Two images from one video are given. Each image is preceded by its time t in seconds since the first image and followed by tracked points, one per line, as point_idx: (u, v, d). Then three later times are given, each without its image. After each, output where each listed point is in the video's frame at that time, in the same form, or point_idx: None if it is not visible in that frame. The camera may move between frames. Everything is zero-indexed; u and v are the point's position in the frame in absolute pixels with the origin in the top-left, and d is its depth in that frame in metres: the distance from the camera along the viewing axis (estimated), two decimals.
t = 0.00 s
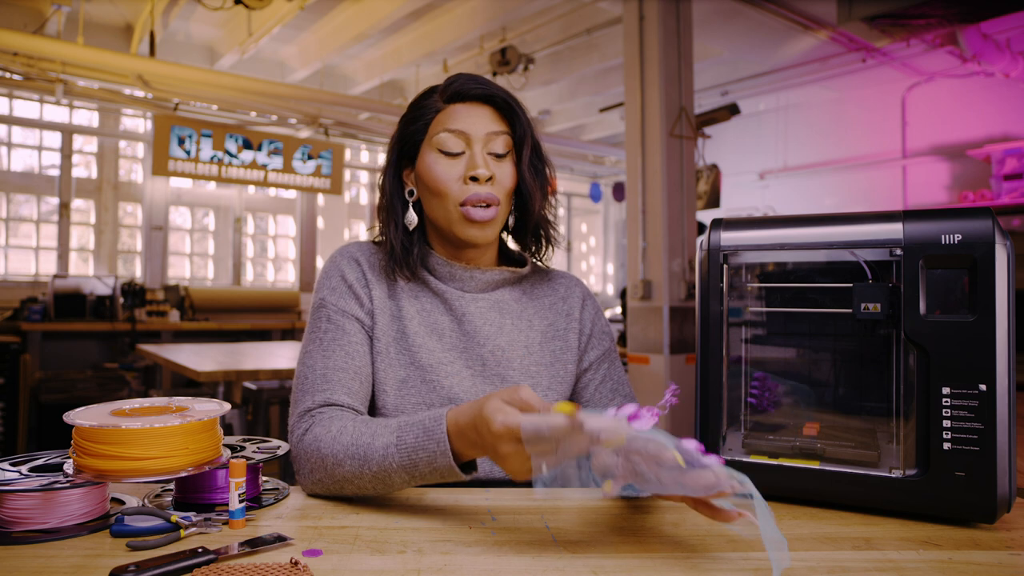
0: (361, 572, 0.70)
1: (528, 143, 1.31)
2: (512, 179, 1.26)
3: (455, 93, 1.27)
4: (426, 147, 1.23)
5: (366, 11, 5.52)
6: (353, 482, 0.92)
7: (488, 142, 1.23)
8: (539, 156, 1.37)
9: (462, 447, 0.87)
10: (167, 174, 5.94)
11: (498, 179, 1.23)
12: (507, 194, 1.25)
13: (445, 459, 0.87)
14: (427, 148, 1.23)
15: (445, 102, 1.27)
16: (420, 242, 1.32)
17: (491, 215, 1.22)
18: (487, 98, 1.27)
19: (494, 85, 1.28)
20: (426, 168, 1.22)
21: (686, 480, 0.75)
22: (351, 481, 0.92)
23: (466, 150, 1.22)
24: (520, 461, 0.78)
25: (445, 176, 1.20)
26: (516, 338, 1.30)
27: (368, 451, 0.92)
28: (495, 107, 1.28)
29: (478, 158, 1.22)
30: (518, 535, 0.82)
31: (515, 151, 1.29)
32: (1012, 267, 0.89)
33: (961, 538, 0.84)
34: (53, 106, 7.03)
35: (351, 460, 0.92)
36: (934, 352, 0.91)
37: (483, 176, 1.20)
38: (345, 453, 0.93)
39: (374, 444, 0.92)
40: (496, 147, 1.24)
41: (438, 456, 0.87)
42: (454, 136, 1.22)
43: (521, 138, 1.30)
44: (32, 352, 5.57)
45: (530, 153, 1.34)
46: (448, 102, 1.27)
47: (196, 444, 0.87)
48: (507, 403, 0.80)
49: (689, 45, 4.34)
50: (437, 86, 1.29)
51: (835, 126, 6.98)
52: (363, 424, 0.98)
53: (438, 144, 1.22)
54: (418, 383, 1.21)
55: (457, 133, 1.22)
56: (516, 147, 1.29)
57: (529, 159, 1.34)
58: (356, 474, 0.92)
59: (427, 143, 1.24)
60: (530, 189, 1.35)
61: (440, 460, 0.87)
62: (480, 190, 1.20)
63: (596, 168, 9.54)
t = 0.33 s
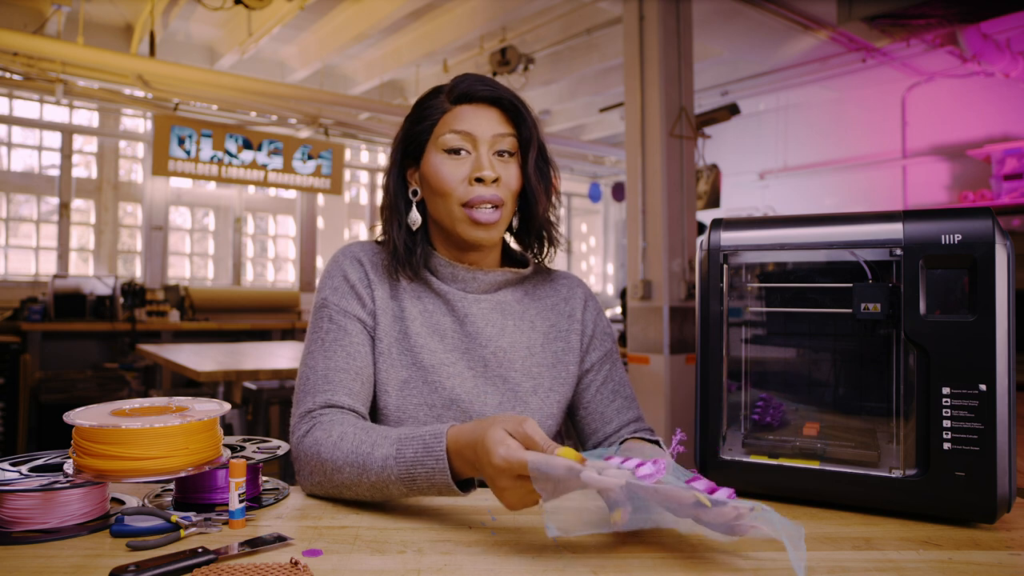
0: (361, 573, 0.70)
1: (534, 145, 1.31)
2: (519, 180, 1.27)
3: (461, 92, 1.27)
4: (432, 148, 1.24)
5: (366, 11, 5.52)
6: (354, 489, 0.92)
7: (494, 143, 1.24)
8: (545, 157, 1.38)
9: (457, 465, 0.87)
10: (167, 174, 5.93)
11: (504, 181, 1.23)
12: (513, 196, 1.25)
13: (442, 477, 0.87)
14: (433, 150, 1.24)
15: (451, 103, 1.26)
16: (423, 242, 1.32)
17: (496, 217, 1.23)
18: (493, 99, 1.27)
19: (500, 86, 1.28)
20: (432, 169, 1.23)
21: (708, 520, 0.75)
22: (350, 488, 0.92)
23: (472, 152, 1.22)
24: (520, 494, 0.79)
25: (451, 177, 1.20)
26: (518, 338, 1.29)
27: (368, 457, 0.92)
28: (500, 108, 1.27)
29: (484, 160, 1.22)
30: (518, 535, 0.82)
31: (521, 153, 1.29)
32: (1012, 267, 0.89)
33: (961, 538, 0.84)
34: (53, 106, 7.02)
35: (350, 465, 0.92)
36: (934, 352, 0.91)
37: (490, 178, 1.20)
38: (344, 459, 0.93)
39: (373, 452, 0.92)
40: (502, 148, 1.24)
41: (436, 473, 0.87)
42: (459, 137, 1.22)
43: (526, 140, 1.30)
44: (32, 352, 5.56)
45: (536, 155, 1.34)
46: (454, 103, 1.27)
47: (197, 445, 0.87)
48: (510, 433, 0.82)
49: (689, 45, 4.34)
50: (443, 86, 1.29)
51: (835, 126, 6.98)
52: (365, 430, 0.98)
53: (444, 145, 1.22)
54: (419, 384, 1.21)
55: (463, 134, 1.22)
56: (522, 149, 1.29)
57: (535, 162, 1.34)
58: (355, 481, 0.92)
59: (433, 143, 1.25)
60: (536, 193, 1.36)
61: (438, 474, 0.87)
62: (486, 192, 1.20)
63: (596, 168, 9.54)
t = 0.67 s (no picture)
0: (360, 573, 0.70)
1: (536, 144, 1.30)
2: (517, 180, 1.26)
3: (464, 90, 1.28)
4: (433, 146, 1.25)
5: (366, 12, 5.52)
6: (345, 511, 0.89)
7: (494, 141, 1.24)
8: (550, 154, 1.36)
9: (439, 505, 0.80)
10: (167, 174, 5.94)
11: (501, 179, 1.23)
12: (512, 195, 1.25)
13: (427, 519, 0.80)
14: (433, 147, 1.25)
15: (454, 99, 1.27)
16: (425, 241, 1.33)
17: (492, 215, 1.22)
18: (496, 97, 1.27)
19: (503, 83, 1.27)
20: (431, 166, 1.24)
21: None
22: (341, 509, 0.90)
23: (471, 149, 1.22)
24: (495, 549, 0.73)
25: (448, 173, 1.21)
26: (520, 341, 1.26)
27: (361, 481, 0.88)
28: (502, 105, 1.27)
29: (482, 157, 1.22)
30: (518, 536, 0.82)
31: (522, 152, 1.28)
32: (1013, 267, 0.89)
33: (961, 538, 0.84)
34: (53, 106, 7.02)
35: (343, 484, 0.89)
36: (934, 351, 0.91)
37: (485, 175, 1.20)
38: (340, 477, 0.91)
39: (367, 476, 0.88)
40: (501, 147, 1.25)
41: (419, 514, 0.81)
42: (458, 134, 1.23)
43: (529, 138, 1.29)
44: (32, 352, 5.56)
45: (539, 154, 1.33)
46: (457, 99, 1.27)
47: (197, 445, 0.87)
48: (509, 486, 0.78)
49: (689, 45, 4.34)
50: (447, 84, 1.29)
51: (835, 126, 6.98)
52: (361, 446, 0.95)
53: (443, 142, 1.23)
54: (418, 388, 1.20)
55: (462, 131, 1.22)
56: (523, 148, 1.29)
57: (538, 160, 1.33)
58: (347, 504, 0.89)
59: (434, 140, 1.25)
60: (536, 194, 1.33)
61: (420, 516, 0.81)
62: (481, 189, 1.20)
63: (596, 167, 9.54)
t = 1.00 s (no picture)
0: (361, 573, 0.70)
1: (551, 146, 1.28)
2: (529, 184, 1.25)
3: (479, 90, 1.26)
4: (445, 148, 1.25)
5: (366, 12, 5.52)
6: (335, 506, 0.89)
7: (506, 145, 1.23)
8: (567, 157, 1.34)
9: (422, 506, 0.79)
10: (167, 173, 5.94)
11: (511, 185, 1.21)
12: (523, 200, 1.24)
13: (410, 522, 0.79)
14: (445, 149, 1.25)
15: (468, 99, 1.26)
16: (439, 242, 1.33)
17: (501, 222, 1.21)
18: (510, 98, 1.25)
19: (518, 84, 1.25)
20: (443, 169, 1.24)
21: None
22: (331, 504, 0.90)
23: (482, 153, 1.22)
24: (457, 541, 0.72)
25: (459, 178, 1.21)
26: (534, 349, 1.25)
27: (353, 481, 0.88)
28: (516, 107, 1.26)
29: (493, 162, 1.21)
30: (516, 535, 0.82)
31: (536, 156, 1.27)
32: (1012, 267, 0.89)
33: (961, 538, 0.84)
34: (53, 106, 7.02)
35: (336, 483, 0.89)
36: (934, 351, 0.91)
37: (495, 181, 1.19)
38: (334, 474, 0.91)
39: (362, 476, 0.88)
40: (514, 151, 1.24)
41: (401, 519, 0.79)
42: (469, 137, 1.22)
43: (544, 141, 1.27)
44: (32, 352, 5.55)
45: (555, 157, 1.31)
46: (471, 99, 1.26)
47: (197, 445, 0.87)
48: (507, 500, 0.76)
49: (689, 45, 4.34)
50: (463, 82, 1.28)
51: (835, 126, 6.98)
52: (357, 447, 0.94)
53: (455, 144, 1.23)
54: (427, 392, 1.20)
55: (473, 134, 1.22)
56: (539, 152, 1.27)
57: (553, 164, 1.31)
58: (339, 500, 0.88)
59: (446, 142, 1.25)
60: (552, 202, 1.32)
61: (402, 522, 0.79)
62: (491, 197, 1.20)
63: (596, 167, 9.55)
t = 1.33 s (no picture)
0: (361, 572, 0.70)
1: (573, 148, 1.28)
2: (551, 186, 1.25)
3: (500, 90, 1.27)
4: (465, 149, 1.24)
5: (366, 12, 5.51)
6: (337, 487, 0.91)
7: (529, 147, 1.23)
8: (588, 160, 1.34)
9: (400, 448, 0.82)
10: (167, 173, 5.94)
11: (534, 187, 1.21)
12: (545, 202, 1.24)
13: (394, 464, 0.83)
14: (466, 150, 1.24)
15: (490, 100, 1.26)
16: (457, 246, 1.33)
17: (522, 225, 1.21)
18: (533, 99, 1.25)
19: (542, 85, 1.26)
20: (463, 171, 1.23)
21: None
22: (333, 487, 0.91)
23: (505, 154, 1.21)
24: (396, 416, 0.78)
25: (480, 180, 1.20)
26: (548, 354, 1.26)
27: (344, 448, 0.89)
28: (539, 108, 1.26)
29: (516, 164, 1.21)
30: (516, 534, 0.82)
31: (559, 158, 1.27)
32: (1012, 267, 0.89)
33: (961, 538, 0.84)
34: (53, 106, 7.02)
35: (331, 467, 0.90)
36: (933, 351, 0.91)
37: (518, 183, 1.19)
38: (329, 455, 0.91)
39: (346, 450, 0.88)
40: (536, 152, 1.24)
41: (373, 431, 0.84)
42: (491, 138, 1.21)
43: (567, 143, 1.27)
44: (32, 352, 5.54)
45: (577, 160, 1.32)
46: (493, 100, 1.26)
47: (196, 445, 0.87)
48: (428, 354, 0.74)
49: (689, 45, 4.34)
50: (483, 83, 1.29)
51: (835, 126, 6.98)
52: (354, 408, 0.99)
53: (476, 145, 1.22)
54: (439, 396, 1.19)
55: (496, 135, 1.21)
56: (562, 154, 1.28)
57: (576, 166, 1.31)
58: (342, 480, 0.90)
59: (467, 143, 1.25)
60: (575, 202, 1.32)
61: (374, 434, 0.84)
62: (513, 198, 1.19)
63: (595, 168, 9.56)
